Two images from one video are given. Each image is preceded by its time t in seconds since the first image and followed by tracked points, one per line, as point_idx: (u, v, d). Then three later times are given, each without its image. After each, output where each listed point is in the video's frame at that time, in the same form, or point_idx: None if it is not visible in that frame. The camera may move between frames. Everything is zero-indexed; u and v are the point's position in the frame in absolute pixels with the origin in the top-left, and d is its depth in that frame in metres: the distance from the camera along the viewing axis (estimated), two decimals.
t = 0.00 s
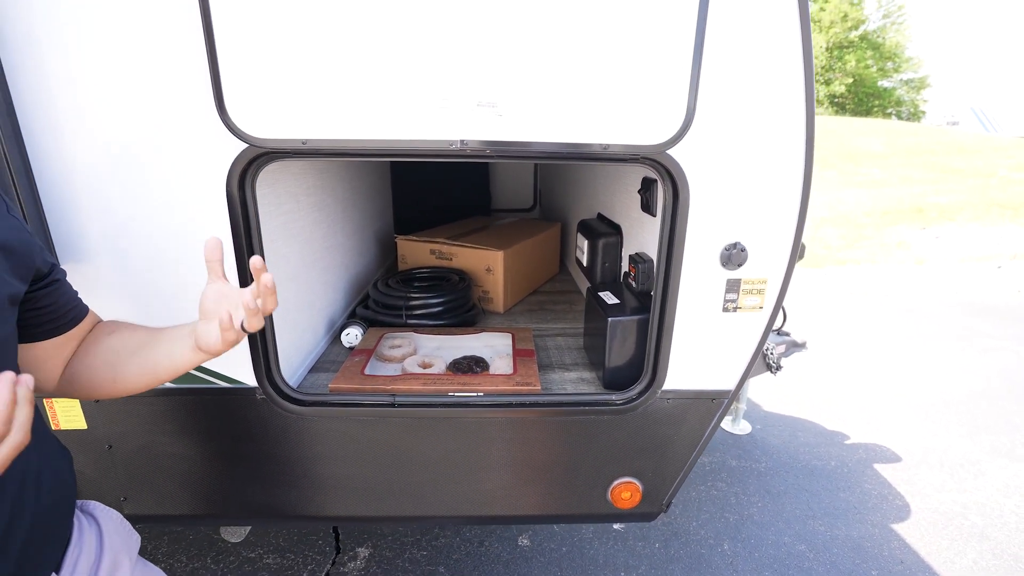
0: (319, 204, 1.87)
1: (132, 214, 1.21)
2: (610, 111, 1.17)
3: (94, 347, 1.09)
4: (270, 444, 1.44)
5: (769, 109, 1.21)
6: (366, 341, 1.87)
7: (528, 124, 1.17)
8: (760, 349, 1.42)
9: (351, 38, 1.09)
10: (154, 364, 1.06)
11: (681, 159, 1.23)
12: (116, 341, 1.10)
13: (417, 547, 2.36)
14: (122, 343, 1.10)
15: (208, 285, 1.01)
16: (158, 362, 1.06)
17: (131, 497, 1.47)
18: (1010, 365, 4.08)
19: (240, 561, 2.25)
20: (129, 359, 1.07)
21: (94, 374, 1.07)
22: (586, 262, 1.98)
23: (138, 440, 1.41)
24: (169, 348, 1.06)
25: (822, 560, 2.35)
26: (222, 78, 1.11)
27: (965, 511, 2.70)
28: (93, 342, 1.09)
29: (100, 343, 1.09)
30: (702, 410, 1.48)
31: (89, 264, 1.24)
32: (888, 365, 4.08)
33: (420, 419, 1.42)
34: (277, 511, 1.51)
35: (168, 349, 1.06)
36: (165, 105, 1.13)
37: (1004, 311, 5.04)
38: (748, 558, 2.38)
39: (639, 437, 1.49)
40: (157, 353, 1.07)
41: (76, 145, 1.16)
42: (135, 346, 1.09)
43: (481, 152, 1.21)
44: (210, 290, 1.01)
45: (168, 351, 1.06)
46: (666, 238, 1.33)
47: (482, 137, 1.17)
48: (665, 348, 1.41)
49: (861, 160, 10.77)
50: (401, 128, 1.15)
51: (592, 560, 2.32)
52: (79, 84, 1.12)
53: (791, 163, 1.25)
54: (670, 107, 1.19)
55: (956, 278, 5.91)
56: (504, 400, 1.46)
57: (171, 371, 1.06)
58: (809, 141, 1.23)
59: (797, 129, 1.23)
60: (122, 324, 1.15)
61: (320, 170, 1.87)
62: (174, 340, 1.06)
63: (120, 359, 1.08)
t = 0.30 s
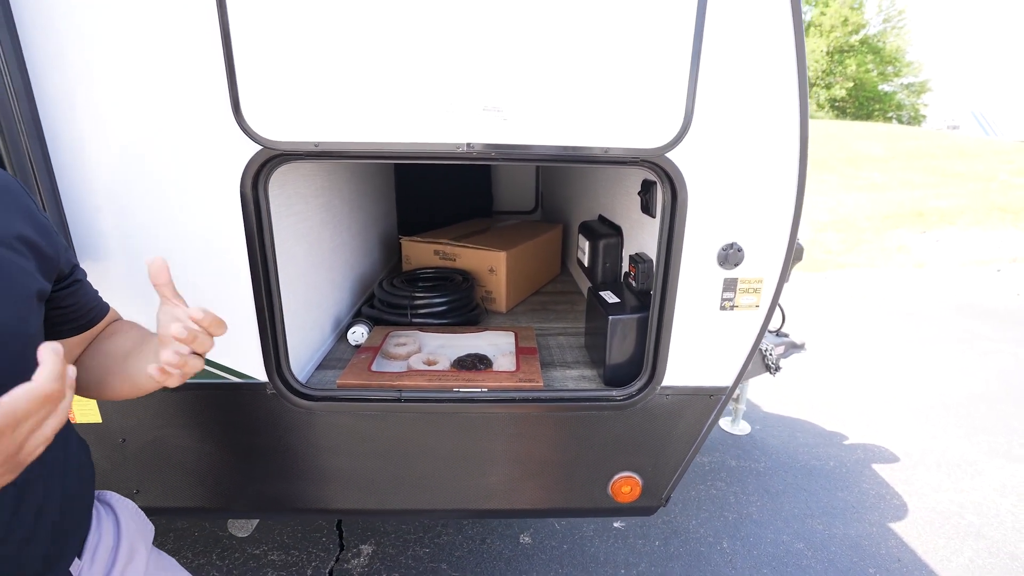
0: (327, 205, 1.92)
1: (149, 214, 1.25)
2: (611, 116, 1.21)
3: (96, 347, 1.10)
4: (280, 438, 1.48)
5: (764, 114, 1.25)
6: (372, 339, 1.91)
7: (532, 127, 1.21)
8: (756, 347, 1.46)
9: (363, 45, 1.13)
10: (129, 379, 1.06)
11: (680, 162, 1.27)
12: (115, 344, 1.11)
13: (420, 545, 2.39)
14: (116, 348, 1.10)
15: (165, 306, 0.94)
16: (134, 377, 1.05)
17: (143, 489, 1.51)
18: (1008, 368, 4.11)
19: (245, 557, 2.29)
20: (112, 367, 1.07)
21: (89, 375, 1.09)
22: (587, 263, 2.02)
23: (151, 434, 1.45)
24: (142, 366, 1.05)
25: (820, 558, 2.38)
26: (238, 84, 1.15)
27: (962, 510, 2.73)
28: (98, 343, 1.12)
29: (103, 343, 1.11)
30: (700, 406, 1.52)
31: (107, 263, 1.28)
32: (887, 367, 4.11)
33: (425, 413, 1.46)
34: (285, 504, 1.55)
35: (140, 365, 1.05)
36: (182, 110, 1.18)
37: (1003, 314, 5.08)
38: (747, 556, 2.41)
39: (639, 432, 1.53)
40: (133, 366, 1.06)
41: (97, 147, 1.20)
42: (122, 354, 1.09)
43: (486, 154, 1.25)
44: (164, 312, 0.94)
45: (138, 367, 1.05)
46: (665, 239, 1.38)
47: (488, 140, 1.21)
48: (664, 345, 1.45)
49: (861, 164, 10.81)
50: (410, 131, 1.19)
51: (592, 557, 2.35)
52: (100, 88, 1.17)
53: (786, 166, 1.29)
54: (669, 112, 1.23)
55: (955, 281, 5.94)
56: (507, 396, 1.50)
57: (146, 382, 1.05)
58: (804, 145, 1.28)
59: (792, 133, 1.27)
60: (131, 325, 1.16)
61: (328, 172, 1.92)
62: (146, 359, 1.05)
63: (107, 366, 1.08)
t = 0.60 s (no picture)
0: (336, 205, 1.96)
1: (167, 212, 1.29)
2: (615, 119, 1.26)
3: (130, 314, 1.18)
4: (291, 431, 1.52)
5: (763, 116, 1.29)
6: (380, 337, 1.95)
7: (539, 130, 1.25)
8: (755, 344, 1.50)
9: (376, 50, 1.18)
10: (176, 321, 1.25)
11: (681, 163, 1.31)
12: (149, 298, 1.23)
13: (424, 541, 2.42)
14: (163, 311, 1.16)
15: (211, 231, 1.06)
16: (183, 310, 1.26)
17: (157, 482, 1.55)
18: (1007, 369, 4.14)
19: (251, 553, 2.32)
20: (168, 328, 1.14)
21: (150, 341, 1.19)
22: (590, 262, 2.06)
23: (166, 427, 1.49)
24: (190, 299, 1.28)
25: (818, 555, 2.42)
26: (256, 87, 1.20)
27: (960, 509, 2.76)
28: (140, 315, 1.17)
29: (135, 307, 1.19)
30: (700, 401, 1.56)
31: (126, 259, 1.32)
32: (886, 368, 4.15)
33: (433, 407, 1.50)
34: (295, 496, 1.58)
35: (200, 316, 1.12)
36: (201, 111, 1.22)
37: (1002, 316, 5.11)
38: (747, 552, 2.45)
39: (641, 426, 1.57)
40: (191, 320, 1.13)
41: (118, 148, 1.25)
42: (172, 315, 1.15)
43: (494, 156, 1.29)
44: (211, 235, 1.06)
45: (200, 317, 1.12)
46: (666, 238, 1.42)
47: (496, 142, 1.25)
48: (665, 341, 1.49)
49: (862, 168, 10.83)
50: (421, 133, 1.24)
51: (594, 554, 2.39)
52: (121, 90, 1.21)
53: (784, 167, 1.33)
54: (670, 114, 1.27)
55: (954, 284, 5.98)
56: (514, 391, 1.54)
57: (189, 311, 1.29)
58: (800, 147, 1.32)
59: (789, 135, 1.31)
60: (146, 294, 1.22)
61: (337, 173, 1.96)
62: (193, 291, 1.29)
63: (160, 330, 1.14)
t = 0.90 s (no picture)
0: (339, 207, 1.98)
1: (175, 214, 1.31)
2: (617, 122, 1.28)
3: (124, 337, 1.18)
4: (295, 430, 1.53)
5: (762, 120, 1.32)
6: (382, 337, 1.97)
7: (542, 132, 1.27)
8: (754, 344, 1.52)
9: (383, 54, 1.20)
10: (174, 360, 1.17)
11: (681, 166, 1.34)
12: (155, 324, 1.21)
13: (424, 542, 2.44)
14: (160, 329, 1.20)
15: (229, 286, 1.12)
16: (183, 355, 1.17)
17: (161, 481, 1.56)
18: (1003, 371, 4.17)
19: (252, 554, 2.33)
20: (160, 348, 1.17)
21: (135, 358, 1.18)
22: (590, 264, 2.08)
23: (171, 426, 1.51)
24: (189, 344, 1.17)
25: (817, 555, 2.44)
26: (264, 90, 1.22)
27: (957, 510, 2.78)
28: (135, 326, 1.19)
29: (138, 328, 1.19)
30: (701, 401, 1.58)
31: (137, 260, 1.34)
32: (883, 370, 4.18)
33: (437, 406, 1.51)
34: (299, 495, 1.60)
35: (192, 343, 1.17)
36: (209, 113, 1.24)
37: (999, 319, 5.15)
38: (746, 553, 2.46)
39: (643, 425, 1.59)
40: (183, 345, 1.17)
41: (128, 151, 1.27)
42: (168, 336, 1.19)
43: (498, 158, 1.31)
44: (230, 291, 1.11)
45: (190, 345, 1.17)
46: (667, 239, 1.44)
47: (500, 145, 1.28)
48: (666, 341, 1.51)
49: (859, 172, 10.89)
50: (427, 135, 1.26)
51: (594, 554, 2.40)
52: (132, 91, 1.23)
53: (782, 170, 1.36)
54: (671, 118, 1.29)
55: (951, 286, 6.02)
56: (516, 390, 1.56)
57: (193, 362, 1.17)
58: (799, 151, 1.35)
59: (787, 139, 1.34)
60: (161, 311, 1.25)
61: (341, 176, 1.98)
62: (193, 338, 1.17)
63: (153, 349, 1.17)
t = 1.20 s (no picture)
0: (347, 212, 2.00)
1: (186, 219, 1.33)
2: (623, 129, 1.29)
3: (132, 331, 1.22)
4: (302, 433, 1.55)
5: (767, 127, 1.33)
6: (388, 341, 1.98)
7: (549, 140, 1.29)
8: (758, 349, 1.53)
9: (393, 62, 1.21)
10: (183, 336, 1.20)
11: (687, 172, 1.35)
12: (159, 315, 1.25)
13: (428, 545, 2.44)
14: (162, 316, 1.24)
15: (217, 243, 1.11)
16: (193, 328, 1.20)
17: (169, 483, 1.57)
18: (1007, 376, 4.17)
19: (256, 557, 2.34)
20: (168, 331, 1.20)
21: (144, 348, 1.21)
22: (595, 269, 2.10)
23: (180, 428, 1.52)
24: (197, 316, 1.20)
25: (821, 560, 2.44)
26: (276, 98, 1.24)
27: (963, 515, 2.77)
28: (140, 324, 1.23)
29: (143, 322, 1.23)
30: (706, 405, 1.59)
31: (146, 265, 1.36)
32: (887, 375, 4.17)
33: (443, 410, 1.52)
34: (305, 498, 1.61)
35: (198, 314, 1.20)
36: (222, 120, 1.25)
37: (1004, 323, 5.13)
38: (750, 558, 2.46)
39: (648, 429, 1.60)
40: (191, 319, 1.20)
41: (140, 157, 1.29)
42: (171, 318, 1.23)
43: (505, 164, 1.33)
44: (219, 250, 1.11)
45: (198, 315, 1.20)
46: (672, 245, 1.45)
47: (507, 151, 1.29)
48: (671, 345, 1.52)
49: (862, 176, 10.87)
50: (435, 142, 1.27)
51: (598, 559, 2.40)
52: (146, 98, 1.25)
53: (787, 176, 1.37)
54: (677, 125, 1.31)
55: (955, 291, 6.00)
56: (522, 394, 1.57)
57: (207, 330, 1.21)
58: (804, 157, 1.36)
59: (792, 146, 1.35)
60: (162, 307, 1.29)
61: (348, 182, 2.00)
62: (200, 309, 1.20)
63: (161, 333, 1.21)
